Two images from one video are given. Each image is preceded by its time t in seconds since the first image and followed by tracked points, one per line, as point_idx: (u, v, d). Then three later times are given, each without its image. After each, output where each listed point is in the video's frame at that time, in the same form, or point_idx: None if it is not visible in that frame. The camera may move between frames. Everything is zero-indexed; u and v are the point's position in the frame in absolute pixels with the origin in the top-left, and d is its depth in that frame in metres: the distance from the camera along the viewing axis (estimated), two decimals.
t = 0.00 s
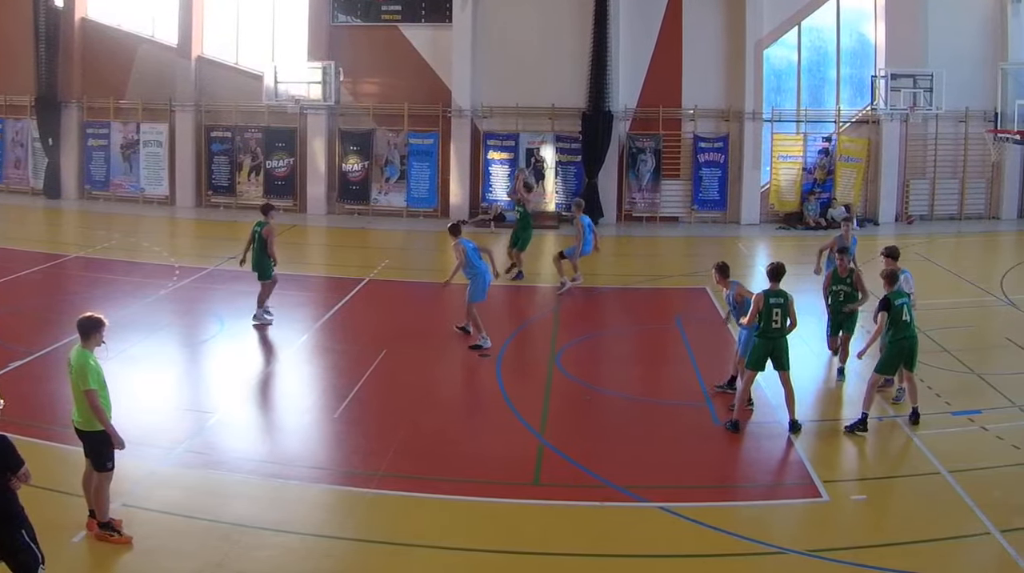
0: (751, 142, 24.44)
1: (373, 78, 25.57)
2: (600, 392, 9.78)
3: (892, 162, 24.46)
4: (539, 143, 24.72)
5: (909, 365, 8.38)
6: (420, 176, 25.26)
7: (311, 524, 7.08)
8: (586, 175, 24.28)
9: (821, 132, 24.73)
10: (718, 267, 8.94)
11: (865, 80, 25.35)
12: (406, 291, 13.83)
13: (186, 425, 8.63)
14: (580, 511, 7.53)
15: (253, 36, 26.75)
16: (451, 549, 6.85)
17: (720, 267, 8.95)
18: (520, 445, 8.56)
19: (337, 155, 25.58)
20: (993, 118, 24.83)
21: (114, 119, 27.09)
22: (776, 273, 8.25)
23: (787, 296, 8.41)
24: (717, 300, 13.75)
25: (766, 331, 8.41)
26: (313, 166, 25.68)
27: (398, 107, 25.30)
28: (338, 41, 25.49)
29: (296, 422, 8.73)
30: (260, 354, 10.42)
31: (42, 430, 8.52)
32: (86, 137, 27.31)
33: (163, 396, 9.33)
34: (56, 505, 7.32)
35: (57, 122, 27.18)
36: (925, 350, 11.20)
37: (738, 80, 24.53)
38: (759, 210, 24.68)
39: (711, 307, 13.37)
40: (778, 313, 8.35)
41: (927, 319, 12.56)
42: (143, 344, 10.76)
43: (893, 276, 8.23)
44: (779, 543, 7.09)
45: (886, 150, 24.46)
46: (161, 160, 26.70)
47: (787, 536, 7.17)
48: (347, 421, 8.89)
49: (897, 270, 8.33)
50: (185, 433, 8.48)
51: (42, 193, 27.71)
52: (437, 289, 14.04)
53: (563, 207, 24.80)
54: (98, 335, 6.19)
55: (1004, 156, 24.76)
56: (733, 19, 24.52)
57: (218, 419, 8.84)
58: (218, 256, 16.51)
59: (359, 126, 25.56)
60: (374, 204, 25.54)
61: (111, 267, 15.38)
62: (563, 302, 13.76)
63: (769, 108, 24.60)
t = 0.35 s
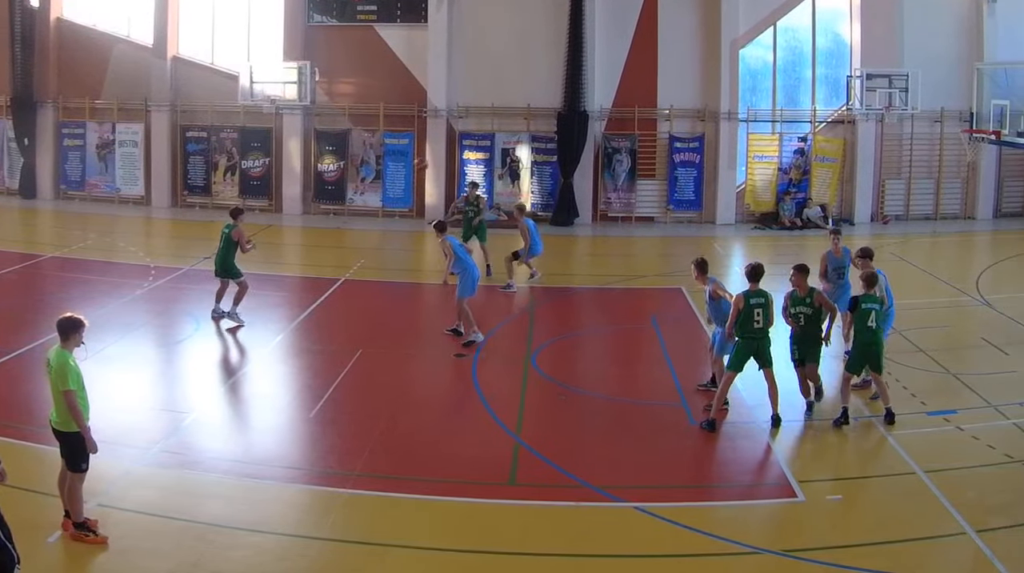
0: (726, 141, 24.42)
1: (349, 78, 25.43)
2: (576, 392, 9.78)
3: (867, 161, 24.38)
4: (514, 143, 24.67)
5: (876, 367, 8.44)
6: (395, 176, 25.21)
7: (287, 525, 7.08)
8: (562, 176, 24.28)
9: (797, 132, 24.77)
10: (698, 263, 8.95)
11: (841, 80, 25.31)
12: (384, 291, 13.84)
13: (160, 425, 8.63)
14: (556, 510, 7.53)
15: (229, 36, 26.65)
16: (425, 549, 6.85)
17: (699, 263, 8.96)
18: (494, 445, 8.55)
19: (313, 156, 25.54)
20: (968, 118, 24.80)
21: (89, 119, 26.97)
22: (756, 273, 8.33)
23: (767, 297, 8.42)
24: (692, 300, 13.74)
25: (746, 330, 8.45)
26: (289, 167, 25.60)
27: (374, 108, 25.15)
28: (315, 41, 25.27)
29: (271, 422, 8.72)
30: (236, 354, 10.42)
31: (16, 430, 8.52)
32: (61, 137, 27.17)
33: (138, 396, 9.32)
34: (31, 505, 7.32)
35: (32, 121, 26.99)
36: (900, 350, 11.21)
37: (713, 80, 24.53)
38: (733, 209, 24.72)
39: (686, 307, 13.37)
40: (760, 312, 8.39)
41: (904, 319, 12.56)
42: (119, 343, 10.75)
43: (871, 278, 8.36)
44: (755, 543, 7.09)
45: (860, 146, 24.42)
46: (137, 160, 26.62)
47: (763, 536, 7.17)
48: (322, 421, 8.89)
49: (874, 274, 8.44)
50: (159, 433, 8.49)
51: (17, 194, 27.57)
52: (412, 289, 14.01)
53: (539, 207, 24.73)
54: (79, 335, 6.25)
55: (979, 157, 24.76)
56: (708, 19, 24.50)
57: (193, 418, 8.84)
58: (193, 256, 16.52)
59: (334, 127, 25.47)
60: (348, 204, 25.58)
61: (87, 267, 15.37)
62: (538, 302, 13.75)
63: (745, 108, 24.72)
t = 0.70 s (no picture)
0: (699, 141, 24.37)
1: (322, 78, 25.28)
2: (550, 392, 9.78)
3: (840, 162, 24.44)
4: (488, 143, 24.55)
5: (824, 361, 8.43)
6: (369, 176, 25.15)
7: (261, 525, 7.08)
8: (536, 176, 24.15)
9: (771, 132, 24.70)
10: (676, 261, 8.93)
11: (815, 80, 25.20)
12: (358, 291, 13.83)
13: (134, 425, 8.63)
14: (530, 510, 7.52)
15: (202, 35, 26.56)
16: (399, 549, 6.85)
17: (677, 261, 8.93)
18: (468, 445, 8.55)
19: (287, 156, 25.45)
20: (942, 118, 24.80)
21: (64, 119, 26.88)
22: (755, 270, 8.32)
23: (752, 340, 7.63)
24: (667, 300, 13.75)
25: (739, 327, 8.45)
26: (263, 167, 25.51)
27: (347, 108, 25.05)
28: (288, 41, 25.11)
29: (245, 422, 8.72)
30: (209, 354, 10.43)
31: None
32: (36, 137, 27.08)
33: (112, 396, 9.32)
34: (4, 506, 7.31)
35: (5, 121, 26.97)
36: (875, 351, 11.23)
37: (688, 81, 24.47)
38: (708, 210, 24.64)
39: (661, 307, 13.39)
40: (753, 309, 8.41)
41: (878, 320, 12.56)
42: (92, 344, 10.74)
43: (818, 269, 8.25)
44: (729, 543, 7.09)
45: (834, 146, 24.41)
46: (111, 160, 26.52)
47: (737, 536, 7.17)
48: (297, 421, 8.89)
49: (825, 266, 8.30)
50: (133, 433, 8.49)
51: None
52: (386, 289, 13.97)
53: (513, 207, 24.61)
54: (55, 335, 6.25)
55: (953, 156, 24.73)
56: (682, 21, 24.44)
57: (166, 418, 8.84)
58: (167, 256, 16.52)
59: (308, 127, 25.38)
60: (322, 204, 25.50)
61: (61, 267, 15.33)
62: (513, 302, 13.75)
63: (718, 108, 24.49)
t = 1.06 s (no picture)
0: (675, 141, 24.19)
1: (297, 78, 24.86)
2: (526, 392, 9.78)
3: (817, 162, 24.36)
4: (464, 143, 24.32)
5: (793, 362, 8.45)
6: (345, 176, 24.86)
7: (237, 525, 7.08)
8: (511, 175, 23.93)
9: (747, 132, 24.60)
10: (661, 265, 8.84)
11: (791, 80, 25.01)
12: (333, 291, 13.83)
13: (109, 425, 8.63)
14: (505, 510, 7.53)
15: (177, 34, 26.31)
16: (375, 549, 6.85)
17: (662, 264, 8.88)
18: (443, 444, 8.55)
19: (262, 156, 25.13)
20: (917, 118, 24.78)
21: (39, 119, 26.44)
22: (751, 270, 8.00)
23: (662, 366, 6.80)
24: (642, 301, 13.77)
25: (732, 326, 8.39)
26: (238, 166, 25.12)
27: (322, 108, 24.78)
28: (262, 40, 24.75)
29: (221, 422, 8.72)
30: (184, 354, 10.43)
31: None
32: (11, 136, 26.63)
33: (88, 397, 9.30)
34: None
35: None
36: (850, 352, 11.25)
37: (665, 82, 24.29)
38: (683, 210, 24.52)
39: (636, 307, 13.41)
40: (749, 309, 8.29)
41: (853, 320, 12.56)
42: (68, 344, 10.72)
43: (785, 270, 8.31)
44: (703, 543, 7.09)
45: (810, 146, 24.36)
46: (87, 160, 26.11)
47: (711, 536, 7.18)
48: (273, 421, 8.89)
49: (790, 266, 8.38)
50: (108, 433, 8.48)
51: None
52: (362, 290, 13.96)
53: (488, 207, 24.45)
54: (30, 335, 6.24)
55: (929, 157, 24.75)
56: (658, 21, 24.25)
57: (142, 419, 8.83)
58: (143, 256, 16.51)
59: (283, 126, 25.06)
60: (298, 204, 25.19)
61: (36, 267, 15.27)
62: (489, 302, 13.75)
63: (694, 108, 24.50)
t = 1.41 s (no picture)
0: (649, 141, 24.10)
1: (272, 78, 24.62)
2: (500, 392, 9.79)
3: (790, 162, 24.33)
4: (438, 143, 24.10)
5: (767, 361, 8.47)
6: (319, 177, 24.63)
7: (213, 524, 7.08)
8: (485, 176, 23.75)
9: (720, 132, 24.56)
10: (644, 261, 8.97)
11: (765, 80, 25.05)
12: (307, 291, 13.85)
13: (84, 425, 8.63)
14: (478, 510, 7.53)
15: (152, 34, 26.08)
16: (350, 549, 6.85)
17: (646, 260, 8.97)
18: (417, 444, 8.56)
19: (236, 156, 24.84)
20: (891, 118, 24.80)
21: (12, 119, 25.81)
22: (725, 269, 8.10)
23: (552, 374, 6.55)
24: (616, 300, 13.84)
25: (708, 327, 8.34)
26: (212, 167, 24.85)
27: (297, 107, 24.51)
28: (236, 41, 24.50)
29: (196, 422, 8.72)
30: (162, 354, 10.42)
31: None
32: None
33: (63, 396, 9.29)
34: None
35: None
36: (823, 353, 11.26)
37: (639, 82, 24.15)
38: (657, 210, 24.45)
39: (609, 307, 13.47)
40: (725, 310, 8.26)
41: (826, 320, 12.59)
42: (42, 344, 10.72)
43: (761, 269, 8.32)
44: (677, 543, 7.10)
45: (784, 147, 24.31)
46: (61, 160, 25.54)
47: (684, 536, 7.19)
48: (248, 421, 8.90)
49: (765, 266, 8.41)
50: (82, 433, 8.48)
51: None
52: (337, 290, 13.95)
53: (462, 207, 24.29)
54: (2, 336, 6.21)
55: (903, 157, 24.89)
56: (632, 22, 24.14)
57: (117, 419, 8.82)
58: (116, 256, 16.47)
59: (257, 126, 24.79)
60: (272, 204, 24.90)
61: (9, 268, 15.19)
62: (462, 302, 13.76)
63: (668, 108, 24.43)
